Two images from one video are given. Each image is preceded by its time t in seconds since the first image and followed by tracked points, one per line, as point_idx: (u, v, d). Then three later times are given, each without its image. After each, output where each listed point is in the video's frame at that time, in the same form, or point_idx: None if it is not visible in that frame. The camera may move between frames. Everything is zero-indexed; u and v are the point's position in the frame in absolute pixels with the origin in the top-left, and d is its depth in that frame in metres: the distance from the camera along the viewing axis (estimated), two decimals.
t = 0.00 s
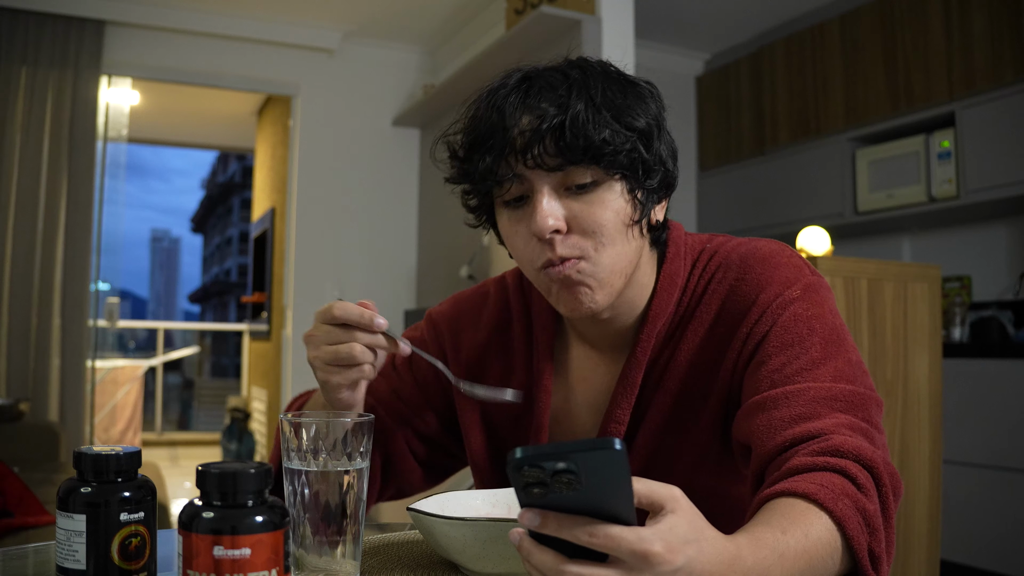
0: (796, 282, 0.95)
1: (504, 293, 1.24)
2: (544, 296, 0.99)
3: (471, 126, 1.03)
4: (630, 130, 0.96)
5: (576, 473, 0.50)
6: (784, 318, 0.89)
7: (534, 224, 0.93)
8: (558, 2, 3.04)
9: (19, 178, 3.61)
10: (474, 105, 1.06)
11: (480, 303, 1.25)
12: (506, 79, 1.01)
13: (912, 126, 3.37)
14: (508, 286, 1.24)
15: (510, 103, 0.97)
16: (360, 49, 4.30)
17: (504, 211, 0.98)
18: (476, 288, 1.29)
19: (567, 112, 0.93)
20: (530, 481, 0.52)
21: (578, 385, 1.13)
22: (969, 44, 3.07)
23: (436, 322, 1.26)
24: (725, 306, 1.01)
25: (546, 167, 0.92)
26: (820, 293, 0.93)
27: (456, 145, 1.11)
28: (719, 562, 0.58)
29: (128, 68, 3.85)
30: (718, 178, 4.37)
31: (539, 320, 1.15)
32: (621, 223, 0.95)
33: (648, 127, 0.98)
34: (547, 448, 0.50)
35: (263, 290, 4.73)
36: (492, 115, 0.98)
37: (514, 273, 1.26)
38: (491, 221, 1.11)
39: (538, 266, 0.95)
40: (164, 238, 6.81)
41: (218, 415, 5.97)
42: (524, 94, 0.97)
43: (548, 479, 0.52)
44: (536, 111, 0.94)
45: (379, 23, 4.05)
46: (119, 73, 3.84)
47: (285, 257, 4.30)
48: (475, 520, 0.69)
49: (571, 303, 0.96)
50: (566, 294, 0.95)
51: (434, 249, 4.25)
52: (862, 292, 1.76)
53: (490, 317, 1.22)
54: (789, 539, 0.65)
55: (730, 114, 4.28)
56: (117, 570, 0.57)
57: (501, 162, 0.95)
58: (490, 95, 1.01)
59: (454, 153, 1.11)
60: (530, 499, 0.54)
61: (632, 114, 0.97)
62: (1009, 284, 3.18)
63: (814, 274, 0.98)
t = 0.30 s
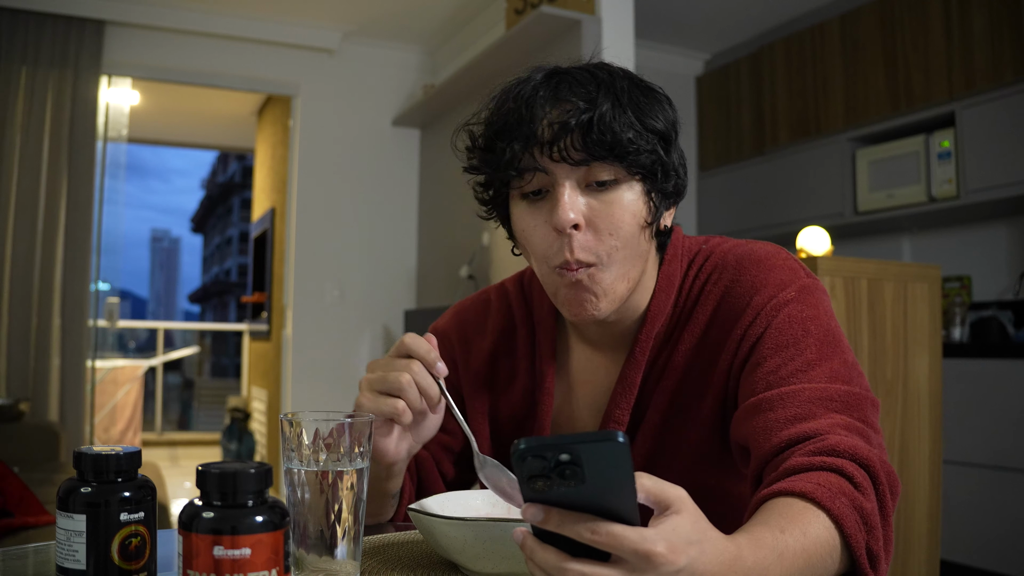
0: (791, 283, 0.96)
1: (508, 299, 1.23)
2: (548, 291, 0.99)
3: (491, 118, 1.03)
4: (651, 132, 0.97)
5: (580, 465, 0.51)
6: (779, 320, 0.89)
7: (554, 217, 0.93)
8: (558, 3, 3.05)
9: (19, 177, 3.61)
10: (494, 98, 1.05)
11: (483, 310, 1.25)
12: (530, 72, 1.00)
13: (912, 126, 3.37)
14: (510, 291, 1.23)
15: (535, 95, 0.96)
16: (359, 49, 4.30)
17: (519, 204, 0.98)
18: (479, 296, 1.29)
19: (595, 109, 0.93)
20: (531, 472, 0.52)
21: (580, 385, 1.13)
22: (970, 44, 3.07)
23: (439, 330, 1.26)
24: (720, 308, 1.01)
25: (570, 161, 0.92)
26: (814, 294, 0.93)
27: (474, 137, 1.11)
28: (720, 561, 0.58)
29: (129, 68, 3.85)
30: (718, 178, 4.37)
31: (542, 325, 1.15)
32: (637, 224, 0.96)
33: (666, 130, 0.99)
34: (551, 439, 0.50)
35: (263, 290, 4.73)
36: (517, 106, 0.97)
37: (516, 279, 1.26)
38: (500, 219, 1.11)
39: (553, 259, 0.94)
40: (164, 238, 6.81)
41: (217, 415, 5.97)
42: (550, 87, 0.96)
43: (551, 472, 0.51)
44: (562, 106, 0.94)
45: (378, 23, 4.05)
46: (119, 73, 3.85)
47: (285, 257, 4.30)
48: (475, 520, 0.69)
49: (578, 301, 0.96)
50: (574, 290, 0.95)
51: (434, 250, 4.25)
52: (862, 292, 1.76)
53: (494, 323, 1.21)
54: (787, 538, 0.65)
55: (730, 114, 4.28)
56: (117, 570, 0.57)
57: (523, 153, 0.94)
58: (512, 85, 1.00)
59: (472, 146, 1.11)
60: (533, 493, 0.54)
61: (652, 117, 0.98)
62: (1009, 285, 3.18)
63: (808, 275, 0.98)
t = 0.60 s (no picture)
0: (788, 282, 0.96)
1: (504, 300, 1.23)
2: (550, 305, 0.99)
3: (494, 127, 1.02)
4: (658, 143, 0.97)
5: (577, 464, 0.51)
6: (777, 320, 0.89)
7: (562, 234, 0.93)
8: (558, 3, 3.05)
9: (19, 177, 3.61)
10: (497, 106, 1.04)
11: (478, 310, 1.24)
12: (535, 79, 1.00)
13: (912, 126, 3.37)
14: (507, 293, 1.23)
15: (542, 107, 0.96)
16: (360, 48, 4.30)
17: (525, 218, 0.98)
18: (473, 294, 1.28)
19: (605, 124, 0.93)
20: (530, 470, 0.52)
21: (578, 385, 1.13)
22: (970, 44, 3.07)
23: (434, 331, 1.25)
24: (718, 308, 1.01)
25: (578, 177, 0.92)
26: (811, 293, 0.94)
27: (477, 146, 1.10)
28: (719, 561, 0.58)
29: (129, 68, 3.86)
30: (719, 178, 4.37)
31: (541, 329, 1.14)
32: (642, 238, 0.96)
33: (673, 139, 0.99)
34: (550, 438, 0.50)
35: (263, 290, 4.73)
36: (522, 117, 0.97)
37: (513, 279, 1.25)
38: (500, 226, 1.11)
39: (559, 277, 0.95)
40: (164, 238, 6.80)
41: (218, 415, 5.96)
42: (556, 99, 0.96)
43: (549, 470, 0.52)
44: (570, 119, 0.94)
45: (378, 23, 4.05)
46: (119, 72, 3.85)
47: (285, 257, 4.30)
48: (474, 520, 0.69)
49: (581, 317, 0.96)
50: (578, 308, 0.96)
51: (434, 250, 4.25)
52: (862, 292, 1.76)
53: (490, 325, 1.21)
54: (786, 538, 0.65)
55: (730, 114, 4.27)
56: (117, 570, 0.57)
57: (530, 167, 0.94)
58: (516, 93, 1.00)
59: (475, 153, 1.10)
60: (531, 492, 0.54)
61: (659, 128, 0.98)
62: (1009, 285, 3.19)
63: (805, 273, 0.99)
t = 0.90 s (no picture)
0: (786, 282, 0.96)
1: (504, 300, 1.23)
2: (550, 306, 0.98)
3: (491, 129, 1.02)
4: (655, 143, 0.97)
5: (576, 465, 0.50)
6: (776, 320, 0.89)
7: (560, 234, 0.93)
8: (558, 3, 3.05)
9: (19, 177, 3.61)
10: (494, 108, 1.04)
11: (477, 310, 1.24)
12: (531, 81, 1.00)
13: (912, 126, 3.37)
14: (507, 293, 1.23)
15: (538, 109, 0.96)
16: (360, 49, 4.30)
17: (521, 219, 0.98)
18: (472, 294, 1.28)
19: (601, 125, 0.93)
20: (530, 472, 0.52)
21: (578, 386, 1.13)
22: (970, 44, 3.07)
23: (433, 333, 1.24)
24: (718, 309, 1.01)
25: (575, 178, 0.92)
26: (810, 292, 0.94)
27: (472, 148, 1.10)
28: (719, 561, 0.58)
29: (129, 69, 3.86)
30: (719, 178, 4.36)
31: (541, 329, 1.14)
32: (641, 238, 0.96)
33: (669, 140, 0.99)
34: (549, 439, 0.50)
35: (264, 290, 4.72)
36: (519, 120, 0.97)
37: (512, 279, 1.25)
38: (498, 229, 1.11)
39: (556, 276, 0.94)
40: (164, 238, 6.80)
41: (217, 415, 5.96)
42: (552, 100, 0.96)
43: (548, 471, 0.51)
44: (566, 121, 0.94)
45: (378, 23, 4.05)
46: (119, 73, 3.85)
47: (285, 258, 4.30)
48: (473, 520, 0.69)
49: (583, 317, 0.95)
50: (578, 307, 0.95)
51: (434, 250, 4.25)
52: (862, 292, 1.76)
53: (490, 325, 1.21)
54: (786, 538, 0.65)
55: (730, 114, 4.27)
56: (117, 570, 0.57)
57: (527, 170, 0.95)
58: (513, 95, 1.00)
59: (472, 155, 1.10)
60: (532, 494, 0.54)
61: (656, 129, 0.98)
62: (1009, 285, 3.19)
63: (804, 274, 0.99)
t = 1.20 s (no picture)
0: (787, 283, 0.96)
1: (505, 299, 1.23)
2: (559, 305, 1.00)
3: (491, 128, 1.02)
4: (655, 140, 0.97)
5: (576, 469, 0.51)
6: (776, 320, 0.90)
7: (561, 231, 0.93)
8: (558, 3, 3.05)
9: (19, 177, 3.61)
10: (494, 107, 1.04)
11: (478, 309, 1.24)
12: (532, 80, 1.00)
13: (912, 125, 3.37)
14: (508, 293, 1.23)
15: (539, 108, 0.96)
16: (360, 48, 4.30)
17: (524, 216, 0.98)
18: (473, 294, 1.28)
19: (601, 123, 0.93)
20: (529, 474, 0.52)
21: (578, 386, 1.13)
22: (970, 44, 3.07)
23: (434, 334, 1.24)
24: (718, 309, 1.01)
25: (576, 175, 0.92)
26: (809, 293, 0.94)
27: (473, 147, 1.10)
28: (719, 561, 0.58)
29: (129, 68, 3.86)
30: (719, 178, 4.36)
31: (541, 330, 1.14)
32: (642, 235, 0.96)
33: (669, 137, 0.99)
34: (548, 443, 0.50)
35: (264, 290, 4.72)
36: (520, 117, 0.97)
37: (513, 279, 1.25)
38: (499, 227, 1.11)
39: (558, 274, 0.95)
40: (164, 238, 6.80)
41: (218, 415, 5.96)
42: (552, 98, 0.96)
43: (548, 476, 0.52)
44: (566, 120, 0.94)
45: (378, 23, 4.05)
46: (119, 72, 3.85)
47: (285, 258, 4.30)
48: (473, 520, 0.69)
49: (586, 312, 0.97)
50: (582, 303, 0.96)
51: (434, 250, 4.25)
52: (862, 292, 1.76)
53: (491, 325, 1.21)
54: (785, 538, 0.65)
55: (730, 114, 4.27)
56: (117, 570, 0.57)
57: (528, 167, 0.95)
58: (513, 94, 1.00)
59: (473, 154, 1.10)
60: (532, 495, 0.54)
61: (656, 126, 0.98)
62: (1009, 285, 3.18)
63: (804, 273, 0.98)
